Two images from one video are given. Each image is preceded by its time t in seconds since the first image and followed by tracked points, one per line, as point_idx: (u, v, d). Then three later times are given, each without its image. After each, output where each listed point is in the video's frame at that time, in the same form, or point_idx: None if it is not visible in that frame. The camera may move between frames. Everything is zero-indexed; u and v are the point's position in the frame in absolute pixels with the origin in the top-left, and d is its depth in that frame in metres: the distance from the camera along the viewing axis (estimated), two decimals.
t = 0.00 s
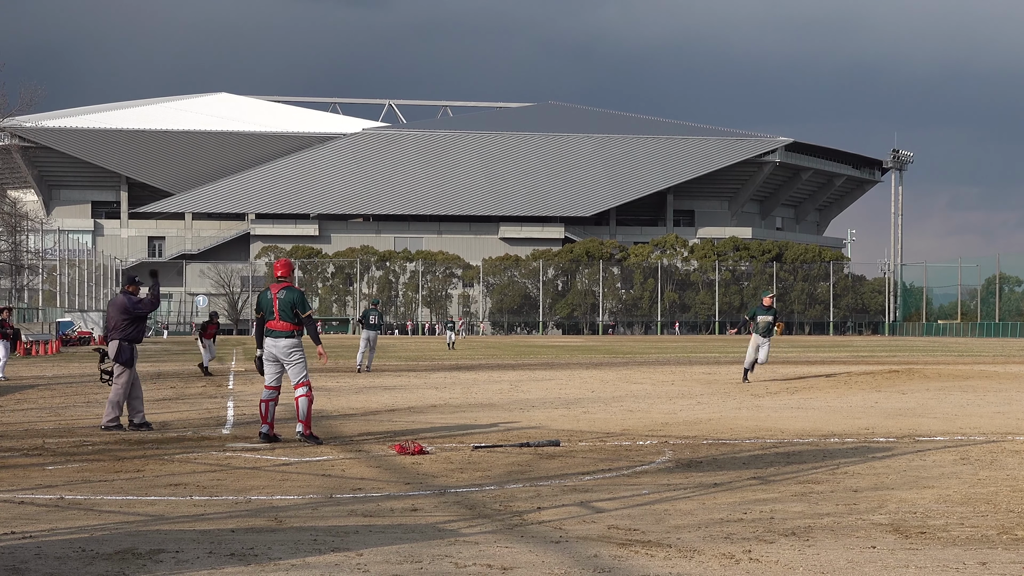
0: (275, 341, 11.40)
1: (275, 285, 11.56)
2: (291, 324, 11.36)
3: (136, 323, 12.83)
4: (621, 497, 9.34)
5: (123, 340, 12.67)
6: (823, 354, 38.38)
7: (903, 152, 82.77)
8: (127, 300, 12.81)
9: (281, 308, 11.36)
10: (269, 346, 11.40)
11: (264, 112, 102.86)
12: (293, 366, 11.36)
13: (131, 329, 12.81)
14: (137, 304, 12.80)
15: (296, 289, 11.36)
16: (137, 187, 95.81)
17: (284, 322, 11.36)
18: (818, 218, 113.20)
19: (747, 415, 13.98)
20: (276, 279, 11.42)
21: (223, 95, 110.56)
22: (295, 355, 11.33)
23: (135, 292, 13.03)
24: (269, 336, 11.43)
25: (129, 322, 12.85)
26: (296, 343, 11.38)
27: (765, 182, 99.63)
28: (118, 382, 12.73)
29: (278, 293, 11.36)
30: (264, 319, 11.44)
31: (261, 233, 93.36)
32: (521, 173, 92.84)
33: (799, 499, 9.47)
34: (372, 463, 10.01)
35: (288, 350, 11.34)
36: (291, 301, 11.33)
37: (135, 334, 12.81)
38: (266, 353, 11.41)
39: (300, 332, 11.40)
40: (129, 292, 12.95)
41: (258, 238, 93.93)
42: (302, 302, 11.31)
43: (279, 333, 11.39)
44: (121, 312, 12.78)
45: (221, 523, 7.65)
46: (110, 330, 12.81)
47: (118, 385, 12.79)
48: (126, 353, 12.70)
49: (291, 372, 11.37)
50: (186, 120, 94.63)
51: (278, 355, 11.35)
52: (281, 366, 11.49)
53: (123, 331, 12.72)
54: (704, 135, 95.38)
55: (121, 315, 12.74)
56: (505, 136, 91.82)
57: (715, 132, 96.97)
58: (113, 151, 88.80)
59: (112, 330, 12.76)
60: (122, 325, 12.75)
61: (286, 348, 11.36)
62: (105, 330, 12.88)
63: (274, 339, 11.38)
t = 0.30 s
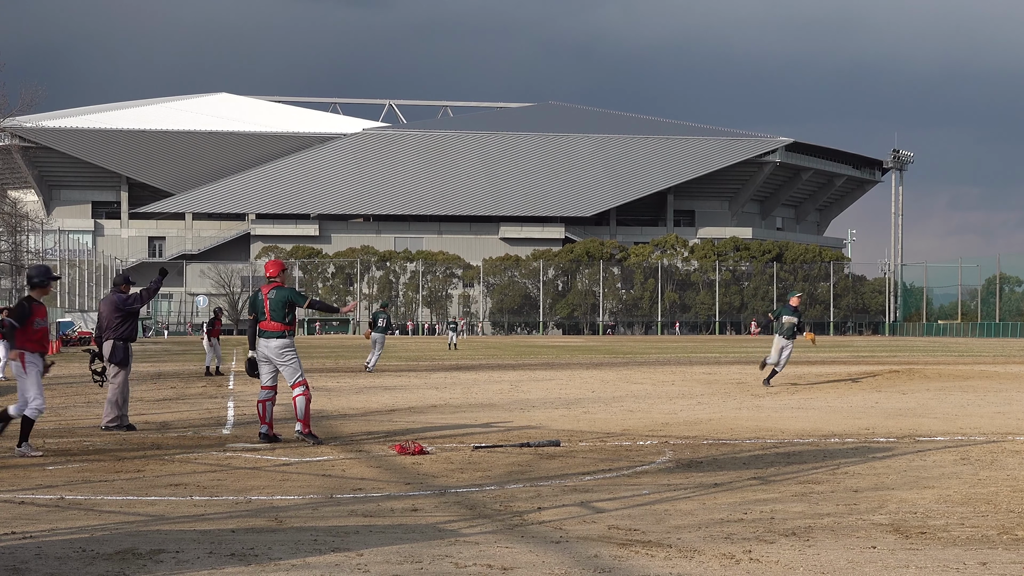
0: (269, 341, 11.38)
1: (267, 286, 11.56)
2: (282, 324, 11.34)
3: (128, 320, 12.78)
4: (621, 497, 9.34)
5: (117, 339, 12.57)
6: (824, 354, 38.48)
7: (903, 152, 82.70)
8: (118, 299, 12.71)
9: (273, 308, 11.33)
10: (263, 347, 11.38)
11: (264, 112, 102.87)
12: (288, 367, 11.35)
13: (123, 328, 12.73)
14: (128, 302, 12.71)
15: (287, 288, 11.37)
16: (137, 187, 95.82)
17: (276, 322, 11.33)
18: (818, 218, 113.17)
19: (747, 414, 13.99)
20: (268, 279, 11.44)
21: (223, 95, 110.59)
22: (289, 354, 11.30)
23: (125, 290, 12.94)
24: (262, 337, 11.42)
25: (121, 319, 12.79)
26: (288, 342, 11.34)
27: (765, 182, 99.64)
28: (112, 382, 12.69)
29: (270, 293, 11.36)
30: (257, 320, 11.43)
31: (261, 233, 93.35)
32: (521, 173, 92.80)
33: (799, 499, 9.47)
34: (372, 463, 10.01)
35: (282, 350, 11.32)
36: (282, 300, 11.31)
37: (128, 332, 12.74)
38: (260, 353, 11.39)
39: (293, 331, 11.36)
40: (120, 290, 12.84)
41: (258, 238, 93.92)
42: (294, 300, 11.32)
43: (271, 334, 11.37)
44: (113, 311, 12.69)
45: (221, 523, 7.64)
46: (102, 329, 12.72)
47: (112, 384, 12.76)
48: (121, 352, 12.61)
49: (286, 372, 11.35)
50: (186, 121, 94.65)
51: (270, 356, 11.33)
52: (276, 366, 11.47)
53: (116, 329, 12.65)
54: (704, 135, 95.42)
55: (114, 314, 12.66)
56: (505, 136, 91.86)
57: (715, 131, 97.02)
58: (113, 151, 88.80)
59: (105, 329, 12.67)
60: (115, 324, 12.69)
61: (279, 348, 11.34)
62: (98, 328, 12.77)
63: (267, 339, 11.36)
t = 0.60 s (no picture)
0: (266, 341, 11.38)
1: (262, 286, 11.59)
2: (278, 324, 11.34)
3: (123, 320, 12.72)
4: (621, 497, 9.34)
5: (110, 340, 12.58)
6: (824, 354, 38.49)
7: (903, 152, 82.64)
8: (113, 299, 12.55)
9: (269, 308, 11.34)
10: (259, 347, 11.40)
11: (264, 112, 102.89)
12: (285, 366, 11.35)
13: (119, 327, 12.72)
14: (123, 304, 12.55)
15: (283, 287, 11.37)
16: (137, 187, 95.83)
17: (272, 321, 11.32)
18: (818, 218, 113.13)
19: (749, 414, 13.98)
20: (263, 280, 11.48)
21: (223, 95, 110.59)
22: (285, 354, 11.31)
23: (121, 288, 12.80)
24: (258, 337, 11.43)
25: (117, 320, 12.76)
26: (284, 342, 11.34)
27: (765, 182, 99.63)
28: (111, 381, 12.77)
29: (264, 292, 11.36)
30: (254, 321, 11.45)
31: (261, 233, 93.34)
32: (521, 173, 92.74)
33: (800, 499, 9.47)
34: (372, 464, 10.01)
35: (278, 350, 11.32)
36: (277, 299, 11.32)
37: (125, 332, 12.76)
38: (257, 354, 11.41)
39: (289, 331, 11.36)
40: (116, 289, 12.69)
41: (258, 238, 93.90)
42: (288, 299, 11.31)
43: (267, 334, 11.37)
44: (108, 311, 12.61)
45: (220, 523, 7.65)
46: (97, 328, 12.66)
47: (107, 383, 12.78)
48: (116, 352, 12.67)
49: (283, 372, 11.34)
50: (186, 121, 94.66)
51: (268, 356, 11.34)
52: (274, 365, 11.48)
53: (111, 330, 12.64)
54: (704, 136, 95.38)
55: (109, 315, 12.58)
56: (505, 136, 91.84)
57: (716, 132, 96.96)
58: (113, 151, 88.79)
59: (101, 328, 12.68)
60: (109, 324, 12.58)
61: (276, 348, 11.34)
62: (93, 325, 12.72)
63: (263, 339, 11.37)
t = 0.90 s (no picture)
0: (266, 342, 11.39)
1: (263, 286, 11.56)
2: (278, 325, 11.31)
3: (116, 322, 12.81)
4: (620, 498, 9.35)
5: (105, 339, 12.67)
6: (824, 354, 38.51)
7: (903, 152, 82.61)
8: (109, 299, 12.78)
9: (268, 308, 11.31)
10: (259, 347, 11.40)
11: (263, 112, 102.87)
12: (284, 367, 11.35)
13: (112, 329, 12.79)
14: (119, 304, 12.77)
15: (282, 288, 11.33)
16: (137, 187, 95.84)
17: (272, 322, 11.31)
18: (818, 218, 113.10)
19: (750, 414, 13.99)
20: (263, 280, 11.45)
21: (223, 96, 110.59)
22: (284, 355, 11.30)
23: (116, 292, 13.03)
24: (258, 337, 11.42)
25: (111, 321, 12.86)
26: (283, 343, 11.32)
27: (765, 182, 99.62)
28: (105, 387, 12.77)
29: (264, 293, 11.34)
30: (254, 321, 11.44)
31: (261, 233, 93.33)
32: (521, 173, 92.71)
33: (800, 499, 9.48)
34: (372, 464, 10.00)
35: (277, 351, 11.32)
36: (276, 300, 11.29)
37: (118, 332, 12.82)
38: (257, 354, 11.42)
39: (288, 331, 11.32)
40: (111, 292, 12.93)
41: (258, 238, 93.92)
42: (287, 300, 11.25)
43: (267, 334, 11.36)
44: (102, 313, 12.76)
45: (220, 523, 7.65)
46: (91, 329, 12.81)
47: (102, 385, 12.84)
48: (110, 352, 12.71)
49: (283, 372, 11.35)
50: (187, 121, 94.73)
51: (268, 356, 11.35)
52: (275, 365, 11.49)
53: (103, 330, 12.72)
54: (705, 136, 95.32)
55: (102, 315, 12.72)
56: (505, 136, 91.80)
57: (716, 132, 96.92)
58: (113, 151, 88.82)
59: (94, 329, 12.77)
60: (104, 324, 12.76)
61: (275, 349, 11.34)
62: (87, 327, 12.87)
63: (262, 340, 11.37)
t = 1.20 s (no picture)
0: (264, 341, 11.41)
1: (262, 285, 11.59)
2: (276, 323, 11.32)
3: (110, 322, 12.75)
4: (621, 497, 9.35)
5: (101, 340, 12.62)
6: (824, 354, 38.47)
7: (903, 152, 82.60)
8: (102, 300, 12.71)
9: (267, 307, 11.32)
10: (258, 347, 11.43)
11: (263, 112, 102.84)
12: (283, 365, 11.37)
13: (106, 330, 12.74)
14: (112, 304, 12.68)
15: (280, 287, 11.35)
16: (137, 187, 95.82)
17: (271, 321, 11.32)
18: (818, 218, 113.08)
19: (750, 414, 13.98)
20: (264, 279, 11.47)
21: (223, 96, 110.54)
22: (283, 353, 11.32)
23: (109, 291, 12.95)
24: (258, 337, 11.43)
25: (105, 321, 12.80)
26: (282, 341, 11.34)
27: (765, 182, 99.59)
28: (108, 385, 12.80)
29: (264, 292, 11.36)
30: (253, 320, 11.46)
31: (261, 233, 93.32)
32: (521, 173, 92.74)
33: (800, 499, 9.49)
34: (372, 464, 10.00)
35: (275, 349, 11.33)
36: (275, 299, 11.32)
37: (112, 333, 12.77)
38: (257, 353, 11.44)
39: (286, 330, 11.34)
40: (105, 292, 12.86)
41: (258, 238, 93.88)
42: (286, 299, 11.29)
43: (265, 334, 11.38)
44: (95, 314, 12.70)
45: (220, 523, 7.65)
46: (87, 329, 12.77)
47: (102, 385, 12.83)
48: (106, 352, 12.65)
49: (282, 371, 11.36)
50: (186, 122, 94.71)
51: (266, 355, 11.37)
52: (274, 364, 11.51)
53: (98, 331, 12.66)
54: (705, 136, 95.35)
55: (96, 316, 12.65)
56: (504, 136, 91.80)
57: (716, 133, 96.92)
58: (113, 151, 88.79)
59: (89, 330, 12.71)
60: (99, 325, 12.70)
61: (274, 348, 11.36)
62: (82, 328, 12.83)
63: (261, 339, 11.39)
